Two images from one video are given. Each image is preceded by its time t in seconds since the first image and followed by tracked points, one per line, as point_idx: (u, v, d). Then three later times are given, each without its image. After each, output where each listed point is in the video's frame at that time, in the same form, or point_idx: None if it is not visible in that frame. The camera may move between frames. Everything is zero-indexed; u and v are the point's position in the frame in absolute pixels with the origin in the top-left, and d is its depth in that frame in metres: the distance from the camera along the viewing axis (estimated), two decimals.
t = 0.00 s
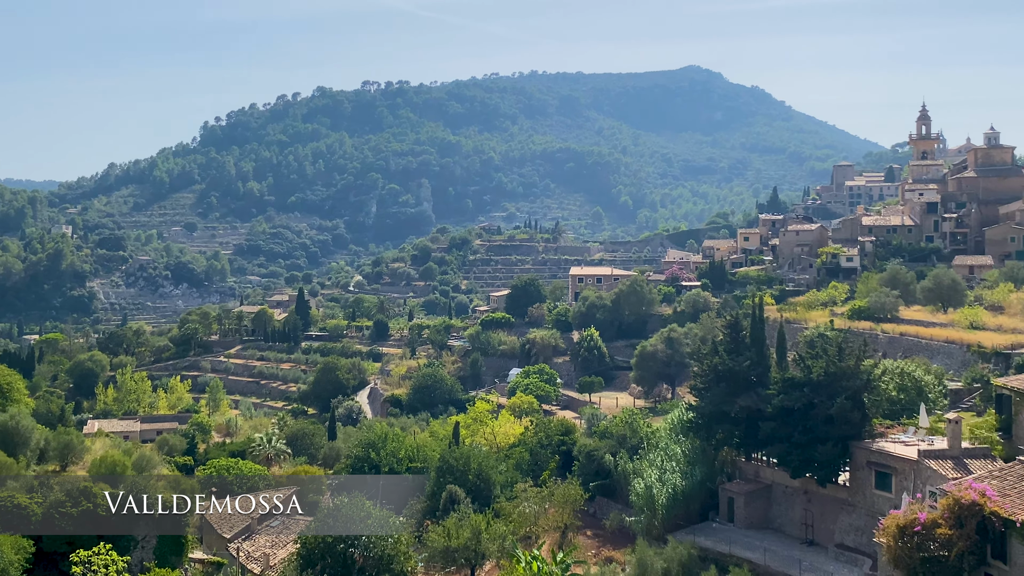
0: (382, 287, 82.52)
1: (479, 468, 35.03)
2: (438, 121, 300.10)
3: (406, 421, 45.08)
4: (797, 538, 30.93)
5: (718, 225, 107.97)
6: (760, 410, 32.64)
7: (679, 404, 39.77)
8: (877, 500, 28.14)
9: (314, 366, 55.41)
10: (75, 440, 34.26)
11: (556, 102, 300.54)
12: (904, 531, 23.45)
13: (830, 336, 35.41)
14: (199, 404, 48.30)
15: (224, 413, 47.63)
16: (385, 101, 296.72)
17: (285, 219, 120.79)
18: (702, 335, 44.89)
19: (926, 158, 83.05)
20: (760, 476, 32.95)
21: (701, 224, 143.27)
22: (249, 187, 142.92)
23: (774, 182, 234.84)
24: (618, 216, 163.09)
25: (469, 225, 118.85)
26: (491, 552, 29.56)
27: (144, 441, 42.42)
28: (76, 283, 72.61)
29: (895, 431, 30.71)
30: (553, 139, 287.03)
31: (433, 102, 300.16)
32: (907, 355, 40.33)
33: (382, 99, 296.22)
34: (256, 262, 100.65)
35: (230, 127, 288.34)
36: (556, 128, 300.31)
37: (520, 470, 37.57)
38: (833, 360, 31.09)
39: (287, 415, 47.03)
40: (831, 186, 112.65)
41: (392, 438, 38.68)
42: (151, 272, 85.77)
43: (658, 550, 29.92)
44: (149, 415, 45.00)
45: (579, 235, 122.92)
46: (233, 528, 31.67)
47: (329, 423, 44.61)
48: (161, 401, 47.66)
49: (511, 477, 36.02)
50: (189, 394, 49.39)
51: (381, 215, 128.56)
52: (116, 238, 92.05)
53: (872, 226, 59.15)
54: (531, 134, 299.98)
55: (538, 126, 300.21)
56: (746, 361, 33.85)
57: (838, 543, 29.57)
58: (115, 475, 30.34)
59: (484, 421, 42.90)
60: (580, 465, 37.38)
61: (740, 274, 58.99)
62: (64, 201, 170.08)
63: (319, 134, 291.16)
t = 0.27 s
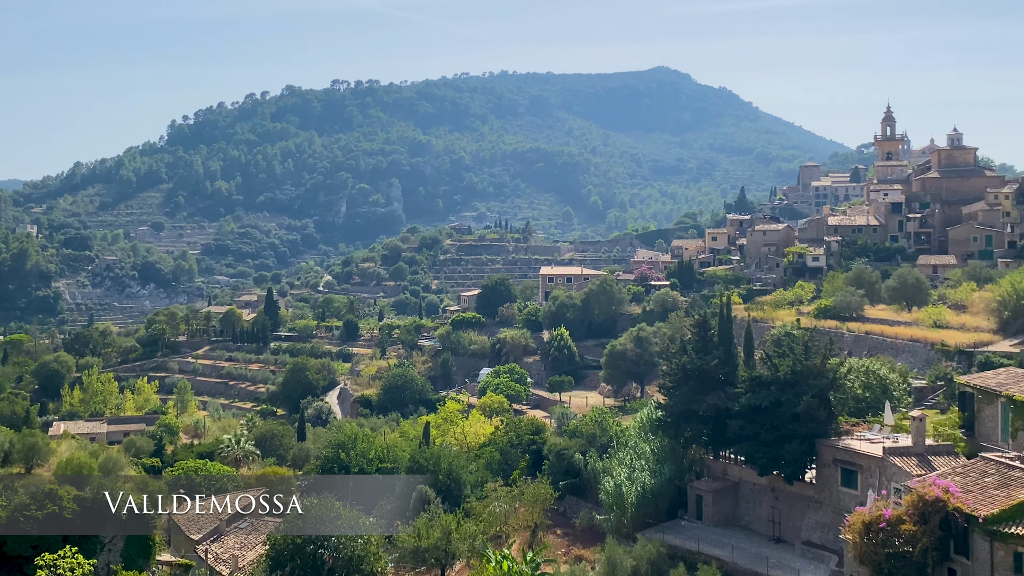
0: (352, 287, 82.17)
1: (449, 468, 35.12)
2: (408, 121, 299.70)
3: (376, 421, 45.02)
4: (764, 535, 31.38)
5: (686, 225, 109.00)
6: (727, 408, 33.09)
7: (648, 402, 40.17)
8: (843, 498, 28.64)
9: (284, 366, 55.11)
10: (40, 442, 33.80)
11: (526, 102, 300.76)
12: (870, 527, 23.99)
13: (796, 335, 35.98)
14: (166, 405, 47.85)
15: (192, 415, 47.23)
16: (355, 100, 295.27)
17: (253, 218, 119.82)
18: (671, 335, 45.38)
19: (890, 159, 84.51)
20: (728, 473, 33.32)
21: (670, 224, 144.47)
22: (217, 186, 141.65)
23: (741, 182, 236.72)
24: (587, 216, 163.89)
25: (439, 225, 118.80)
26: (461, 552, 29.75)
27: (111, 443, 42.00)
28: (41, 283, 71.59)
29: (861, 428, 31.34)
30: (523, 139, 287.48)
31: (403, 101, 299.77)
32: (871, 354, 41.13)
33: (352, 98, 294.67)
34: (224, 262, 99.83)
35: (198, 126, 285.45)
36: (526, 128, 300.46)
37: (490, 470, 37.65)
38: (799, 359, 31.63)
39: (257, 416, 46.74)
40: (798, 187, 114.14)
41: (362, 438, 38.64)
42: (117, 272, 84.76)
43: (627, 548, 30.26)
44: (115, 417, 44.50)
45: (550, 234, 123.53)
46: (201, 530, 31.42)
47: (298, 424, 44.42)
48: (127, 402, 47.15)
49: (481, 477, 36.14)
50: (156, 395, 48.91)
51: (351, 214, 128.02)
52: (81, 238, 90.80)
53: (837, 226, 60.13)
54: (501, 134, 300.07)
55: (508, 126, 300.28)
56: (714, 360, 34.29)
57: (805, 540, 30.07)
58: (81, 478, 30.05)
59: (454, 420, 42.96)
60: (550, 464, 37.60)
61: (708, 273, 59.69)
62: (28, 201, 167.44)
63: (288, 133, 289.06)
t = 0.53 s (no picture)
0: (320, 287, 81.75)
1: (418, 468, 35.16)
2: (377, 120, 299.11)
3: (344, 421, 44.90)
4: (731, 533, 31.86)
5: (654, 224, 109.91)
6: (694, 407, 33.55)
7: (617, 401, 40.55)
8: (808, 495, 29.15)
9: (251, 367, 54.78)
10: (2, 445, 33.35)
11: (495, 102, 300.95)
12: (835, 524, 24.46)
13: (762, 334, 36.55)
14: (131, 407, 47.37)
15: (158, 416, 46.80)
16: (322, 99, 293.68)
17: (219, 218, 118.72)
18: (638, 334, 45.85)
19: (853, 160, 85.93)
20: (695, 471, 33.75)
21: (638, 224, 145.58)
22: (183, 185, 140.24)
23: (708, 182, 238.54)
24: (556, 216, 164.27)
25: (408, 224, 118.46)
26: (430, 553, 29.85)
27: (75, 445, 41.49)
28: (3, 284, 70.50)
29: (825, 426, 31.95)
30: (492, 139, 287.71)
31: (372, 100, 299.17)
32: (836, 352, 41.93)
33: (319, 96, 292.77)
34: (191, 262, 98.92)
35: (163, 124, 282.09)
36: (495, 128, 300.59)
37: (459, 470, 37.71)
38: (765, 358, 32.15)
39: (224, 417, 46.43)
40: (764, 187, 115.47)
41: (329, 439, 38.50)
42: (81, 272, 83.67)
43: (596, 546, 30.62)
44: (80, 418, 43.97)
45: (518, 234, 123.98)
46: (167, 533, 31.12)
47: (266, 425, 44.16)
48: (92, 404, 46.61)
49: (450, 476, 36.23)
50: (121, 396, 48.38)
51: (319, 213, 127.37)
52: (44, 238, 89.43)
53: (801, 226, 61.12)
54: (470, 134, 300.07)
55: (477, 125, 300.28)
56: (681, 359, 34.73)
57: (771, 537, 30.57)
58: (45, 481, 29.74)
59: (423, 421, 42.97)
60: (518, 464, 37.83)
61: (675, 273, 60.37)
62: None
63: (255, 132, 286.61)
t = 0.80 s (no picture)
0: (286, 287, 81.32)
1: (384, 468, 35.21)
2: (344, 120, 298.15)
3: (311, 422, 44.75)
4: (697, 531, 32.39)
5: (621, 225, 110.82)
6: (660, 406, 34.01)
7: (583, 400, 40.93)
8: (773, 493, 29.59)
9: (217, 368, 54.37)
10: None
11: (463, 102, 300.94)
12: (798, 521, 24.94)
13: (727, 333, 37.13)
14: (94, 409, 46.77)
15: (122, 418, 46.28)
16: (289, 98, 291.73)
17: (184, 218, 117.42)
18: (605, 333, 46.32)
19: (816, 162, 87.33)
20: (661, 469, 34.25)
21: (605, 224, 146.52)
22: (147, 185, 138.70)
23: (674, 183, 240.12)
24: (523, 216, 164.44)
25: (375, 224, 117.86)
26: (397, 553, 30.05)
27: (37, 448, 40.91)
28: None
29: (789, 424, 32.54)
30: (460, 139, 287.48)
31: (339, 100, 298.95)
32: (799, 351, 42.76)
33: (286, 96, 290.52)
34: (155, 263, 97.86)
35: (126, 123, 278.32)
36: (463, 128, 300.50)
37: (427, 470, 37.77)
38: (730, 357, 32.66)
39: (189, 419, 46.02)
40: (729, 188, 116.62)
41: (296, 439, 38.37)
42: (42, 272, 82.42)
43: (563, 545, 30.98)
44: (42, 421, 43.37)
45: (486, 235, 124.22)
46: (131, 534, 30.74)
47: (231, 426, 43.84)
48: (54, 406, 45.97)
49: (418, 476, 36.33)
50: (83, 399, 47.75)
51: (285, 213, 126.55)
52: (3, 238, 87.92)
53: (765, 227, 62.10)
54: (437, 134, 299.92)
55: (444, 126, 300.10)
56: (648, 358, 35.17)
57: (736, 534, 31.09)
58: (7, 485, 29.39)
59: (390, 421, 42.99)
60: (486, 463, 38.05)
61: (641, 273, 61.01)
62: None
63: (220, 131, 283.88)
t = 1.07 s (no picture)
0: (251, 287, 80.73)
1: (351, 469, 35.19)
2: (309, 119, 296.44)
3: (276, 423, 44.52)
4: (662, 529, 32.93)
5: (587, 225, 111.51)
6: (626, 405, 34.44)
7: (550, 400, 41.26)
8: (736, 491, 30.13)
9: (181, 369, 53.85)
10: None
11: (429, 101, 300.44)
12: (762, 518, 25.53)
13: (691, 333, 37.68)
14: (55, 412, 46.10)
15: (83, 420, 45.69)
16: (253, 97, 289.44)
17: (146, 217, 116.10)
18: (572, 333, 46.72)
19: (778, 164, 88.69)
20: (626, 468, 34.71)
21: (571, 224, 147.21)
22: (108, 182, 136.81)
23: (640, 183, 241.22)
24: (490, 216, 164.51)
25: (341, 224, 117.11)
26: (363, 554, 30.09)
27: None
28: None
29: (752, 422, 33.17)
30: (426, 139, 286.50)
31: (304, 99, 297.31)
32: (762, 350, 43.50)
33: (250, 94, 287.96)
34: (117, 263, 96.59)
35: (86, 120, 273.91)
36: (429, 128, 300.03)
37: (393, 471, 37.80)
38: (694, 356, 33.17)
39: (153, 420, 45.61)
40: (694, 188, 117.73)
41: (260, 440, 38.17)
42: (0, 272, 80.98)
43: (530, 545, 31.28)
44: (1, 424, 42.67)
45: (453, 235, 124.33)
46: (93, 539, 30.39)
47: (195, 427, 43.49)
48: (13, 408, 45.26)
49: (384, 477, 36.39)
50: (44, 401, 47.04)
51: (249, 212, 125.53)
52: None
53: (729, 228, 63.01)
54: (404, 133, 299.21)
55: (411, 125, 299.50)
56: (614, 358, 35.60)
57: (701, 532, 31.65)
58: None
59: (356, 422, 42.93)
60: (453, 464, 38.23)
61: (607, 273, 61.59)
62: None
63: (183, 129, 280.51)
